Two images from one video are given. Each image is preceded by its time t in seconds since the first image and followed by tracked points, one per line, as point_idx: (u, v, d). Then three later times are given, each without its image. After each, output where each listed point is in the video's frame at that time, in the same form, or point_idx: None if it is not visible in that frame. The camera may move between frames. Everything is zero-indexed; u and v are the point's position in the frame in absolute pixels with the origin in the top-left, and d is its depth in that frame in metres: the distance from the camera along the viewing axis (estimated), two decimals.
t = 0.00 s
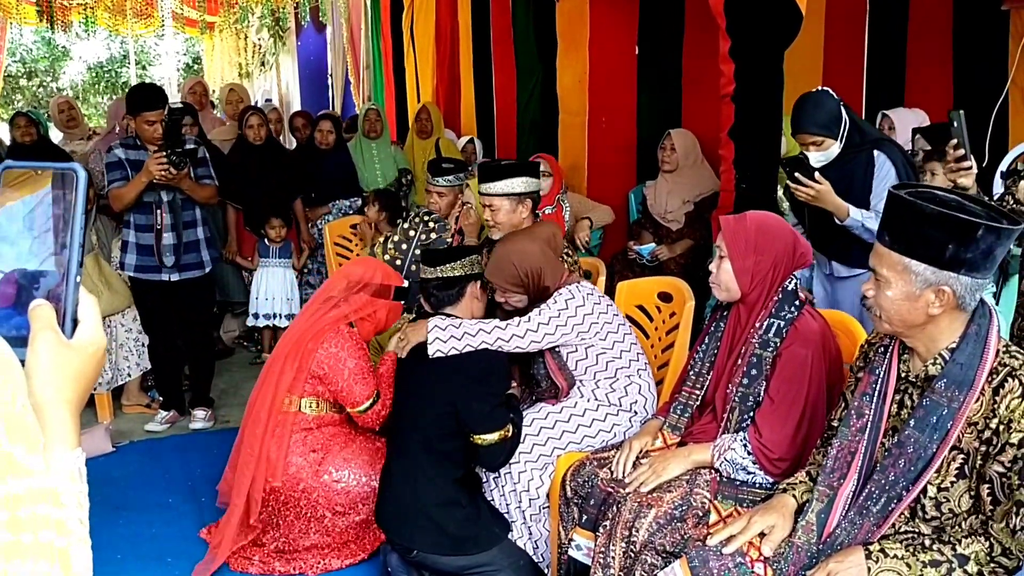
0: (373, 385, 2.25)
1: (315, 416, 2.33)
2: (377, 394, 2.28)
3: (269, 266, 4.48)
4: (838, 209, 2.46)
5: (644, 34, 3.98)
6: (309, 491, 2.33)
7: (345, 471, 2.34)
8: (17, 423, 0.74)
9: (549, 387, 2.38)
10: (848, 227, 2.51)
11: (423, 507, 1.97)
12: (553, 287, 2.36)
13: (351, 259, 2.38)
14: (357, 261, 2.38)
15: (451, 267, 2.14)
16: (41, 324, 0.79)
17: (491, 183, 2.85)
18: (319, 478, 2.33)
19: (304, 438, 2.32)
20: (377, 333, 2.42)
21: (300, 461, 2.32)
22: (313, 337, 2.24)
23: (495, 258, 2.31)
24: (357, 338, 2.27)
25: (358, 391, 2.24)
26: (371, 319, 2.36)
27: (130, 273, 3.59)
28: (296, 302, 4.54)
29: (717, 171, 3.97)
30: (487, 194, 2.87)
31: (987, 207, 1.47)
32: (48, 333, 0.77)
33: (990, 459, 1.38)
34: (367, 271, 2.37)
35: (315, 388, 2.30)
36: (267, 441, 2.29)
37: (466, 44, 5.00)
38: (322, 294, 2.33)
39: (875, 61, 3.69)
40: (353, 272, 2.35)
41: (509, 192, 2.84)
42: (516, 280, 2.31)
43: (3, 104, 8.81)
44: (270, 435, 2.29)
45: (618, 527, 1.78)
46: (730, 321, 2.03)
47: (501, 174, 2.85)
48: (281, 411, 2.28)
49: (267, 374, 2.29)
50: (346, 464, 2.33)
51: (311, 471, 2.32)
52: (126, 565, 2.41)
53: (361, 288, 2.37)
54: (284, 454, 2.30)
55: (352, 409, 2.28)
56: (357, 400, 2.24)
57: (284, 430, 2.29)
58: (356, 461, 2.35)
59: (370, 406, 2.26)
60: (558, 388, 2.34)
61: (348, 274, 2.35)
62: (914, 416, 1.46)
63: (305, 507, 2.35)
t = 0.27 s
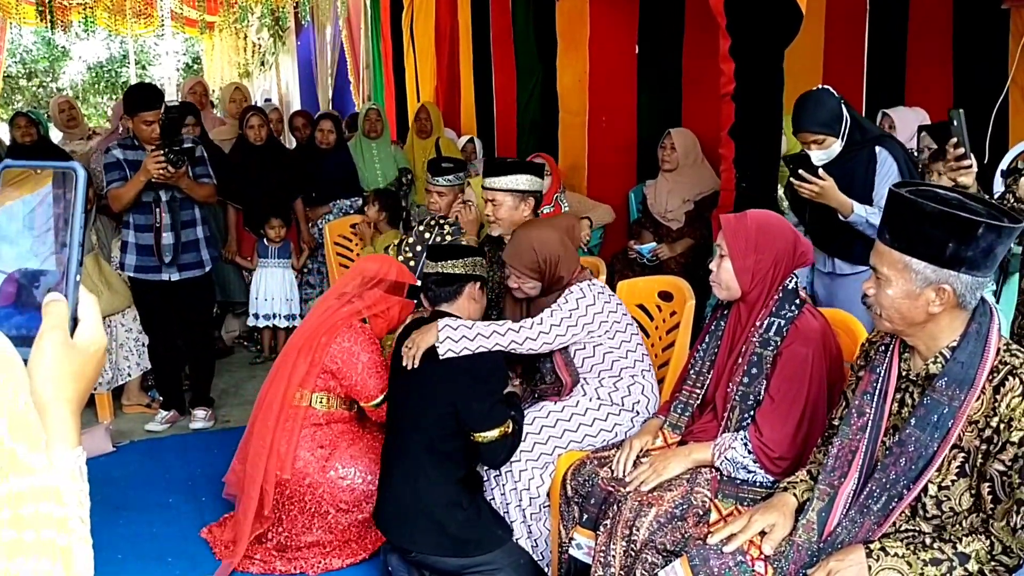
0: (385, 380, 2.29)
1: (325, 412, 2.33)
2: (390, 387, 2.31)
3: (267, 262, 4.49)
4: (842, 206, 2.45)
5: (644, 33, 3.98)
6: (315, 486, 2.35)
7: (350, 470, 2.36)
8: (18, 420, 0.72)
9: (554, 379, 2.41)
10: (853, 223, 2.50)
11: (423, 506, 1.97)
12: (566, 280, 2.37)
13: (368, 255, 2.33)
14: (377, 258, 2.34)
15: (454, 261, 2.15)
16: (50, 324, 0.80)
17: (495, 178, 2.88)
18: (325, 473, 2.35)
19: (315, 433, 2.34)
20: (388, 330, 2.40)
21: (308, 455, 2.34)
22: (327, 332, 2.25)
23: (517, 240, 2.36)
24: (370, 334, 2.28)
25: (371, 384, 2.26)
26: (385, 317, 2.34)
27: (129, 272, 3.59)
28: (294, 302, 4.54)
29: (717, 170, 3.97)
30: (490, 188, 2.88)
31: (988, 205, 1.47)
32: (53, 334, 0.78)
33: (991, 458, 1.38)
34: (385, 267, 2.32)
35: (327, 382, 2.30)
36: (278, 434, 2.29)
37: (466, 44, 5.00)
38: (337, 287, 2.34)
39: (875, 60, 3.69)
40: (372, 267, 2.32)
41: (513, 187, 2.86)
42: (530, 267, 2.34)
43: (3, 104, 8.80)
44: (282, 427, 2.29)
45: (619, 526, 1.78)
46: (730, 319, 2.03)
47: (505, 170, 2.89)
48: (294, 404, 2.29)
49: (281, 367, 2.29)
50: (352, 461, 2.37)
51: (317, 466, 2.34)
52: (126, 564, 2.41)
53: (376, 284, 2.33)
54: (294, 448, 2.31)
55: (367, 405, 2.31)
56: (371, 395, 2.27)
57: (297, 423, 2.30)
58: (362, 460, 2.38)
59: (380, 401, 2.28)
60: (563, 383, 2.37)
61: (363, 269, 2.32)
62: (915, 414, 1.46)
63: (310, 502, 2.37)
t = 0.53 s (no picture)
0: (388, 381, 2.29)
1: (327, 411, 2.33)
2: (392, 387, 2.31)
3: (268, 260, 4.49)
4: (848, 205, 2.45)
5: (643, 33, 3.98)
6: (315, 485, 2.35)
7: (350, 469, 2.36)
8: (16, 422, 0.71)
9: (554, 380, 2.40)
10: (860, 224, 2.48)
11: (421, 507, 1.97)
12: (579, 268, 2.37)
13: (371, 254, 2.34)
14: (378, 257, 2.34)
15: (458, 263, 2.12)
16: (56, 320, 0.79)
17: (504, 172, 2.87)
18: (324, 472, 2.35)
19: (315, 432, 2.33)
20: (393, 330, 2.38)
21: (309, 454, 2.33)
22: (330, 332, 2.24)
23: (533, 226, 2.32)
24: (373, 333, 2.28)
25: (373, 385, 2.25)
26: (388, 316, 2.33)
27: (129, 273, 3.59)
28: (293, 303, 4.54)
29: (717, 169, 3.97)
30: (497, 182, 2.87)
31: (985, 204, 1.47)
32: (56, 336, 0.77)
33: (990, 457, 1.38)
34: (386, 266, 2.32)
35: (329, 382, 2.29)
36: (280, 433, 2.29)
37: (466, 44, 5.00)
38: (340, 287, 2.34)
39: (875, 59, 3.69)
40: (374, 266, 2.32)
41: (520, 183, 2.86)
42: (547, 253, 2.31)
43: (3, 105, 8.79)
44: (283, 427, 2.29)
45: (618, 525, 1.78)
46: (730, 319, 2.03)
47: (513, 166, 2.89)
48: (297, 403, 2.28)
49: (283, 366, 2.29)
50: (353, 459, 2.37)
51: (317, 465, 2.34)
52: (126, 564, 2.42)
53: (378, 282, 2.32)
54: (295, 448, 2.30)
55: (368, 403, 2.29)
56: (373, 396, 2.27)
57: (299, 422, 2.29)
58: (362, 459, 2.38)
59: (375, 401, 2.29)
60: (565, 379, 2.36)
61: (366, 269, 2.32)
62: (915, 414, 1.46)
63: (310, 501, 2.37)
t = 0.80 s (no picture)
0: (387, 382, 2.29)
1: (327, 413, 2.33)
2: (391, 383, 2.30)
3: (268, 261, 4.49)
4: (852, 206, 2.48)
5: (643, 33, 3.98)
6: (315, 487, 2.36)
7: (350, 470, 2.37)
8: (18, 424, 0.71)
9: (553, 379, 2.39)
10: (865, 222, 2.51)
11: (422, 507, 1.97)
12: (590, 259, 2.35)
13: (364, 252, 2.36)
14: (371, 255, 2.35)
15: (459, 266, 2.05)
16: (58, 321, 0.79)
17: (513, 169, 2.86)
18: (325, 473, 2.35)
19: (315, 434, 2.33)
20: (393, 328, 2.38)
21: (309, 455, 2.34)
22: (326, 334, 2.24)
23: (545, 217, 2.31)
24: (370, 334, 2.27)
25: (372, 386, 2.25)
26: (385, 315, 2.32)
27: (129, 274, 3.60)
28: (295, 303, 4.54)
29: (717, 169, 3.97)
30: (505, 177, 2.84)
31: (983, 204, 1.47)
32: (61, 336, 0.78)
33: (990, 457, 1.38)
34: (376, 265, 2.33)
35: (328, 384, 2.29)
36: (280, 435, 2.30)
37: (466, 44, 5.01)
38: (334, 289, 2.33)
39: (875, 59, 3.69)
40: (365, 265, 2.32)
41: (529, 181, 2.85)
42: (560, 243, 2.30)
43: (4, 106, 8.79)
44: (282, 429, 2.30)
45: (619, 525, 1.78)
46: (730, 319, 2.03)
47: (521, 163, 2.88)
48: (295, 405, 2.29)
49: (281, 369, 2.30)
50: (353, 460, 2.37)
51: (317, 466, 2.34)
52: (127, 565, 2.42)
53: (371, 280, 2.32)
54: (296, 449, 2.31)
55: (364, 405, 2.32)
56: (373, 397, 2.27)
57: (298, 423, 2.30)
58: (363, 460, 2.39)
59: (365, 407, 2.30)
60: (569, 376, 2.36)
61: (354, 268, 2.33)
62: (915, 414, 1.47)
63: (311, 502, 2.37)
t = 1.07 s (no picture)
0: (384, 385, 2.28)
1: (325, 414, 2.32)
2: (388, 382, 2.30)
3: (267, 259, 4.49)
4: (858, 206, 2.47)
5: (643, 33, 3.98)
6: (315, 488, 2.35)
7: (350, 471, 2.36)
8: (20, 423, 0.71)
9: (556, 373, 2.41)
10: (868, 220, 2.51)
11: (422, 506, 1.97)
12: (605, 249, 2.36)
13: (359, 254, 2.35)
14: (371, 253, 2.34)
15: (443, 269, 1.98)
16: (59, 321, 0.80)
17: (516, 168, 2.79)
18: (324, 474, 2.35)
19: (314, 435, 2.32)
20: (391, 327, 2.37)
21: (308, 456, 2.33)
22: (323, 337, 2.24)
23: (562, 207, 2.34)
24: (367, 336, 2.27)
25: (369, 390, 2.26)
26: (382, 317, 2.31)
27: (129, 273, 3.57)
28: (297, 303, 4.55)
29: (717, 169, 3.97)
30: (509, 176, 2.79)
31: (983, 203, 1.47)
32: (63, 334, 0.78)
33: (991, 455, 1.38)
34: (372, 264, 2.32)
35: (325, 386, 2.29)
36: (278, 436, 2.30)
37: (466, 44, 5.01)
38: (331, 290, 2.32)
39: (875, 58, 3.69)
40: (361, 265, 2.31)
41: (532, 180, 2.78)
42: (575, 232, 2.31)
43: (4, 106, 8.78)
44: (280, 431, 2.29)
45: (621, 524, 1.78)
46: (731, 319, 2.03)
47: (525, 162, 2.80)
48: (293, 407, 2.29)
49: (278, 372, 2.29)
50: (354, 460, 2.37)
51: (316, 467, 2.34)
52: (128, 564, 2.42)
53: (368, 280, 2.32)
54: (294, 450, 2.31)
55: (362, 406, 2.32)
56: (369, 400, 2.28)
57: (296, 424, 2.30)
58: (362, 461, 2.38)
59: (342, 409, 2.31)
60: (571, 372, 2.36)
61: (352, 268, 2.32)
62: (916, 413, 1.47)
63: (310, 503, 2.36)
